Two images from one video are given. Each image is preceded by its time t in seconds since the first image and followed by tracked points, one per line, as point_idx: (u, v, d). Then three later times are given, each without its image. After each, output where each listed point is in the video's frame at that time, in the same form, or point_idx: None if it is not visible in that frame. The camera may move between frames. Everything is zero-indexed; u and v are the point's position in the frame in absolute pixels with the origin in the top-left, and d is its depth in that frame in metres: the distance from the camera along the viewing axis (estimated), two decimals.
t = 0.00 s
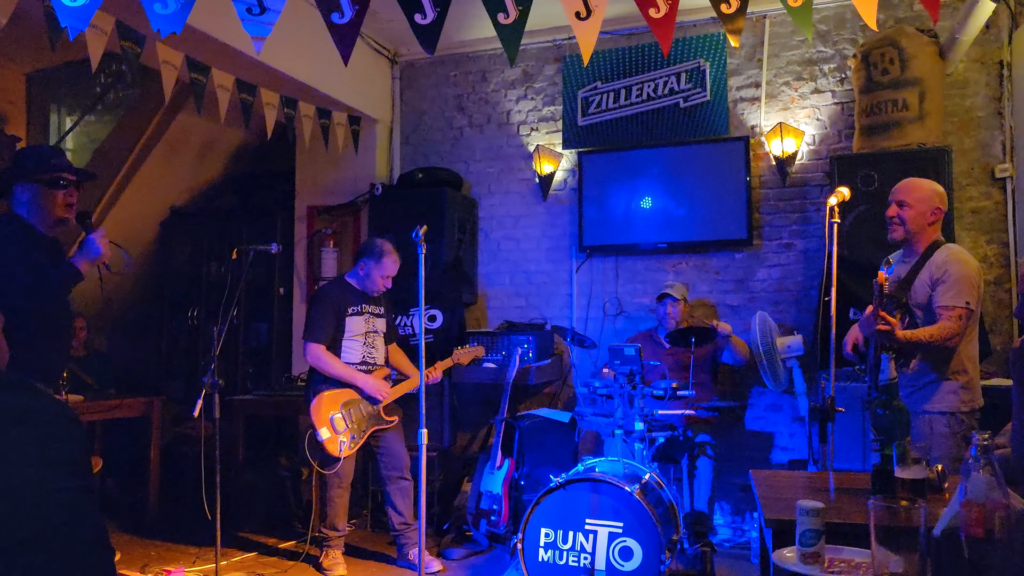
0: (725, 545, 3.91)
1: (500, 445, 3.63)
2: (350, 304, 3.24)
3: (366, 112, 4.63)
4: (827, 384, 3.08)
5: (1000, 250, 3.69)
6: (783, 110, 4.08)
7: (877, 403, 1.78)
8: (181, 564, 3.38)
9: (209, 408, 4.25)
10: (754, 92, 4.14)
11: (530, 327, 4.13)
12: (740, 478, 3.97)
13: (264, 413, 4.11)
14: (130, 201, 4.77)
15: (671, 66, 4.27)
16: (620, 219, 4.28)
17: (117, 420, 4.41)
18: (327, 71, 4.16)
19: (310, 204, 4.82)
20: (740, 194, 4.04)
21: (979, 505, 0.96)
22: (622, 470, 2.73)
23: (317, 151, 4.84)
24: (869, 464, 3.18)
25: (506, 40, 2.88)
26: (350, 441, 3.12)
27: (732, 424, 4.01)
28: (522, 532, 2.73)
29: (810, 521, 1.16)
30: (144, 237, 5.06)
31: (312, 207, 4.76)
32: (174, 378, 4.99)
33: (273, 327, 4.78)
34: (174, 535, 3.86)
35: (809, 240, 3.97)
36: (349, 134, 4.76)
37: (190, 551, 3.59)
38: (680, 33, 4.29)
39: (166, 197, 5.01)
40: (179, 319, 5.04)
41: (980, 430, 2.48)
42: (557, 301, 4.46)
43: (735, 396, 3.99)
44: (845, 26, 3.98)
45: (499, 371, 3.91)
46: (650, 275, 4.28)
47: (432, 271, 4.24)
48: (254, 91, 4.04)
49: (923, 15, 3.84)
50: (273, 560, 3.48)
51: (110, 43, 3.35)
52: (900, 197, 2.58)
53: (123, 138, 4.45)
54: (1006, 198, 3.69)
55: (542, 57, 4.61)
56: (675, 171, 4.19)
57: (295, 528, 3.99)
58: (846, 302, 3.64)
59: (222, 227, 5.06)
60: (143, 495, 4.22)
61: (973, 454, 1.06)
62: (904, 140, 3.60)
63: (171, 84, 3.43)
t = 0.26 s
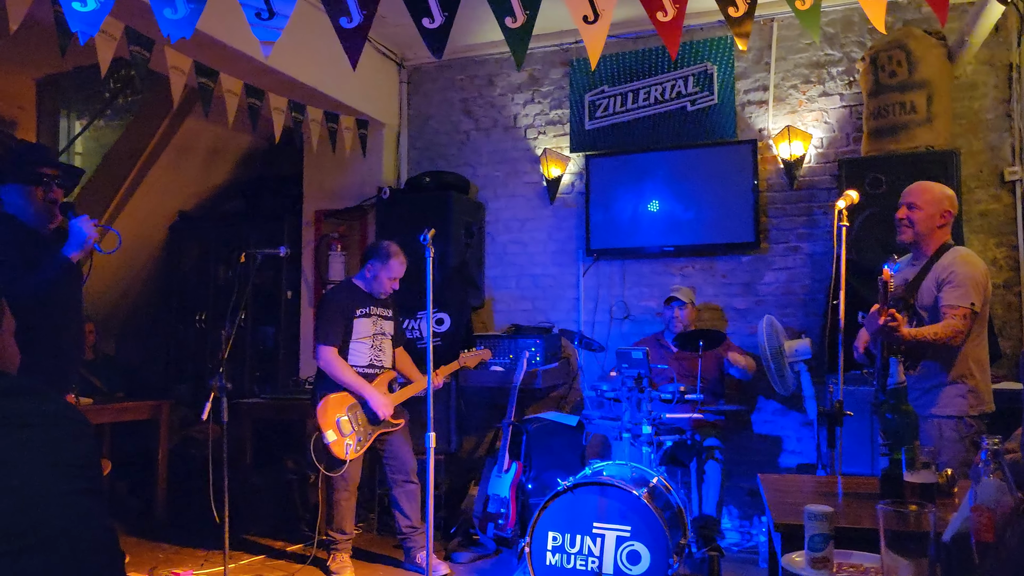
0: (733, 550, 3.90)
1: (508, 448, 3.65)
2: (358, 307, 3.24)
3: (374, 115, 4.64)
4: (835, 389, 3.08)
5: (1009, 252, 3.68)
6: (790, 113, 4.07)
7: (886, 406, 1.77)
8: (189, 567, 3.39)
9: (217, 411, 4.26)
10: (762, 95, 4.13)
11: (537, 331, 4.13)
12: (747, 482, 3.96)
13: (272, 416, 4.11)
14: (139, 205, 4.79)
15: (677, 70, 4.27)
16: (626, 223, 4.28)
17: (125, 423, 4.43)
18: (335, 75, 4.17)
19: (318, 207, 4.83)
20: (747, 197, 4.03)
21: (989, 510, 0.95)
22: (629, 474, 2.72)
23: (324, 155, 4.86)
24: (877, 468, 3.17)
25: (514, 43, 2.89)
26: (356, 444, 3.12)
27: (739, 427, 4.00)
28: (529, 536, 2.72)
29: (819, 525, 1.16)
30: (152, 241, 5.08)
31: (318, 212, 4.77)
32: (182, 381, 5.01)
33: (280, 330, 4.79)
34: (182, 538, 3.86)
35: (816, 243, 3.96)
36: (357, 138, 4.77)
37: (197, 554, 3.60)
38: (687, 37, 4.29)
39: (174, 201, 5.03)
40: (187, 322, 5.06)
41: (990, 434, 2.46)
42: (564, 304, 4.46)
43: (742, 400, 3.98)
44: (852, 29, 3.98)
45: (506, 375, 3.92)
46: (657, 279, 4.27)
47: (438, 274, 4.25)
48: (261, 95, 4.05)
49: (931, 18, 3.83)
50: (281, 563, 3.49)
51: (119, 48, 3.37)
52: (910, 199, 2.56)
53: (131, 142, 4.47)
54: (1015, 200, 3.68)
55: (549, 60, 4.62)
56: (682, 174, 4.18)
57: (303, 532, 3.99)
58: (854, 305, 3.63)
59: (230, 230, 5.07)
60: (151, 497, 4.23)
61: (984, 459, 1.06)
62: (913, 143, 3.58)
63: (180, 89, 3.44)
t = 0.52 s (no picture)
0: (744, 555, 3.88)
1: (517, 454, 3.63)
2: (366, 312, 3.25)
3: (383, 121, 4.65)
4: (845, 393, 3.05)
5: (1021, 256, 3.66)
6: (799, 117, 4.07)
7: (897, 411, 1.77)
8: (200, 571, 3.40)
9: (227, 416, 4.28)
10: (771, 99, 4.13)
11: (546, 336, 4.13)
12: (757, 487, 3.95)
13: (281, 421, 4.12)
14: (149, 212, 4.82)
15: (686, 74, 4.27)
16: (635, 227, 4.28)
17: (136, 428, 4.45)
18: (344, 81, 4.19)
19: (327, 214, 4.87)
20: (756, 202, 4.03)
21: (1003, 516, 0.95)
22: (639, 478, 2.72)
23: (334, 161, 4.88)
24: (889, 473, 3.15)
25: (522, 49, 2.89)
26: (366, 448, 3.13)
27: (749, 432, 3.99)
28: (539, 541, 2.72)
29: (830, 531, 1.15)
30: (163, 246, 5.11)
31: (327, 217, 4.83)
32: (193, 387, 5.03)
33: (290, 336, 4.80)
34: (193, 543, 3.88)
35: (826, 247, 3.95)
36: (366, 144, 4.79)
37: (208, 558, 3.61)
38: (695, 41, 4.29)
39: (184, 207, 5.06)
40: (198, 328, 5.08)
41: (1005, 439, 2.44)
42: (573, 309, 4.46)
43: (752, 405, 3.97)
44: (861, 32, 3.97)
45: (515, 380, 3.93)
46: (666, 283, 4.27)
47: (447, 279, 4.25)
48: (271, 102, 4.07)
49: (941, 21, 3.82)
50: (291, 567, 3.49)
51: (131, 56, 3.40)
52: (918, 203, 2.54)
53: (142, 148, 4.50)
54: None
55: (558, 65, 4.62)
56: (691, 179, 4.18)
57: (312, 537, 4.00)
58: (864, 310, 3.62)
59: (240, 236, 5.09)
60: (162, 502, 4.25)
61: (996, 464, 1.06)
62: (922, 145, 3.59)
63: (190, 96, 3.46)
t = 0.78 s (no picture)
0: (750, 558, 3.87)
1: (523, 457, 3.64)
2: (372, 315, 3.25)
3: (389, 125, 4.67)
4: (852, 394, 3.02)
5: None
6: (805, 118, 4.06)
7: (902, 413, 1.77)
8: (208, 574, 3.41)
9: (235, 420, 4.29)
10: (776, 101, 4.12)
11: (552, 339, 4.14)
12: (765, 490, 3.93)
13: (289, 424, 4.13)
14: (158, 216, 4.85)
15: (691, 76, 4.27)
16: (641, 230, 4.27)
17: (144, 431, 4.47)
18: (350, 86, 4.20)
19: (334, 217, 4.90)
20: (762, 204, 4.02)
21: (1008, 517, 0.95)
22: (645, 481, 2.72)
23: (340, 165, 4.89)
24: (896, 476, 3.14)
25: (527, 53, 2.90)
26: (374, 452, 3.13)
27: (756, 435, 3.98)
28: (546, 544, 2.73)
29: (834, 533, 1.13)
30: (171, 251, 5.13)
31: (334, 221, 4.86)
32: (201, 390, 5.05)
33: (297, 339, 4.81)
34: (200, 545, 3.89)
35: (832, 249, 3.94)
36: (372, 148, 4.80)
37: (216, 562, 3.62)
38: (701, 43, 4.29)
39: (192, 212, 5.08)
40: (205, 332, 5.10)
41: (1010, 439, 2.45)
42: (579, 312, 4.46)
43: (759, 407, 3.96)
44: (867, 33, 3.96)
45: (522, 383, 3.90)
46: (672, 286, 4.26)
47: (454, 282, 4.26)
48: (278, 106, 4.08)
49: (947, 22, 3.81)
50: (298, 571, 3.50)
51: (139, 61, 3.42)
52: (923, 207, 2.55)
53: (150, 153, 4.52)
54: None
55: (563, 68, 4.63)
56: (697, 181, 4.18)
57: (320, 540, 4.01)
58: (871, 312, 3.61)
59: (247, 240, 5.11)
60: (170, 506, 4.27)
61: (1000, 465, 1.06)
62: (929, 147, 3.57)
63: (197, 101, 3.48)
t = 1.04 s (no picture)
0: (760, 561, 3.86)
1: (531, 460, 3.64)
2: (378, 318, 3.26)
3: (394, 129, 4.67)
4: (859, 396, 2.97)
5: None
6: (812, 118, 4.05)
7: (910, 414, 1.75)
8: None
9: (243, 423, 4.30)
10: (782, 102, 4.12)
11: (559, 341, 4.12)
12: (773, 492, 3.92)
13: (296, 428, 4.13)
14: (165, 221, 4.87)
15: (696, 77, 4.26)
16: (647, 232, 4.27)
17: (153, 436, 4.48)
18: (355, 89, 4.21)
19: (341, 221, 4.90)
20: (769, 205, 4.01)
21: (1014, 518, 0.94)
22: (653, 483, 2.71)
23: (347, 169, 4.91)
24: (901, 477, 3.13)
25: (531, 55, 2.90)
26: (380, 455, 3.13)
27: (764, 436, 3.96)
28: (553, 546, 2.72)
29: (840, 533, 1.11)
30: (179, 256, 5.15)
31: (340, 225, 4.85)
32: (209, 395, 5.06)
33: (304, 343, 4.83)
34: (209, 550, 3.90)
35: (840, 249, 3.93)
36: (378, 151, 4.81)
37: (224, 566, 3.63)
38: (706, 44, 4.29)
39: (200, 217, 5.10)
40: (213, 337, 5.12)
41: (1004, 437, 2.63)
42: (585, 314, 4.45)
43: (767, 409, 3.95)
44: (873, 33, 3.95)
45: (529, 385, 3.92)
46: (679, 287, 4.26)
47: (460, 286, 4.26)
48: (283, 111, 4.09)
49: (954, 21, 3.79)
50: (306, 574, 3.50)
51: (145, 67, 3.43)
52: (921, 211, 3.03)
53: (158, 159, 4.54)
54: None
55: (568, 71, 4.63)
56: (703, 182, 4.17)
57: (327, 544, 4.00)
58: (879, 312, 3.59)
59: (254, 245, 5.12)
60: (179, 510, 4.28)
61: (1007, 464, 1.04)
62: (936, 146, 3.57)
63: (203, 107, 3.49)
